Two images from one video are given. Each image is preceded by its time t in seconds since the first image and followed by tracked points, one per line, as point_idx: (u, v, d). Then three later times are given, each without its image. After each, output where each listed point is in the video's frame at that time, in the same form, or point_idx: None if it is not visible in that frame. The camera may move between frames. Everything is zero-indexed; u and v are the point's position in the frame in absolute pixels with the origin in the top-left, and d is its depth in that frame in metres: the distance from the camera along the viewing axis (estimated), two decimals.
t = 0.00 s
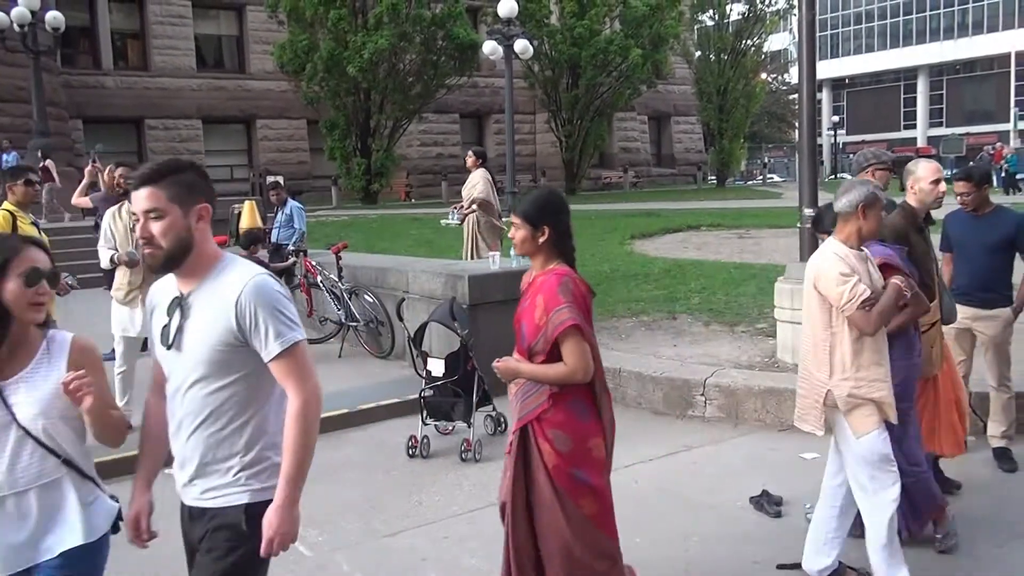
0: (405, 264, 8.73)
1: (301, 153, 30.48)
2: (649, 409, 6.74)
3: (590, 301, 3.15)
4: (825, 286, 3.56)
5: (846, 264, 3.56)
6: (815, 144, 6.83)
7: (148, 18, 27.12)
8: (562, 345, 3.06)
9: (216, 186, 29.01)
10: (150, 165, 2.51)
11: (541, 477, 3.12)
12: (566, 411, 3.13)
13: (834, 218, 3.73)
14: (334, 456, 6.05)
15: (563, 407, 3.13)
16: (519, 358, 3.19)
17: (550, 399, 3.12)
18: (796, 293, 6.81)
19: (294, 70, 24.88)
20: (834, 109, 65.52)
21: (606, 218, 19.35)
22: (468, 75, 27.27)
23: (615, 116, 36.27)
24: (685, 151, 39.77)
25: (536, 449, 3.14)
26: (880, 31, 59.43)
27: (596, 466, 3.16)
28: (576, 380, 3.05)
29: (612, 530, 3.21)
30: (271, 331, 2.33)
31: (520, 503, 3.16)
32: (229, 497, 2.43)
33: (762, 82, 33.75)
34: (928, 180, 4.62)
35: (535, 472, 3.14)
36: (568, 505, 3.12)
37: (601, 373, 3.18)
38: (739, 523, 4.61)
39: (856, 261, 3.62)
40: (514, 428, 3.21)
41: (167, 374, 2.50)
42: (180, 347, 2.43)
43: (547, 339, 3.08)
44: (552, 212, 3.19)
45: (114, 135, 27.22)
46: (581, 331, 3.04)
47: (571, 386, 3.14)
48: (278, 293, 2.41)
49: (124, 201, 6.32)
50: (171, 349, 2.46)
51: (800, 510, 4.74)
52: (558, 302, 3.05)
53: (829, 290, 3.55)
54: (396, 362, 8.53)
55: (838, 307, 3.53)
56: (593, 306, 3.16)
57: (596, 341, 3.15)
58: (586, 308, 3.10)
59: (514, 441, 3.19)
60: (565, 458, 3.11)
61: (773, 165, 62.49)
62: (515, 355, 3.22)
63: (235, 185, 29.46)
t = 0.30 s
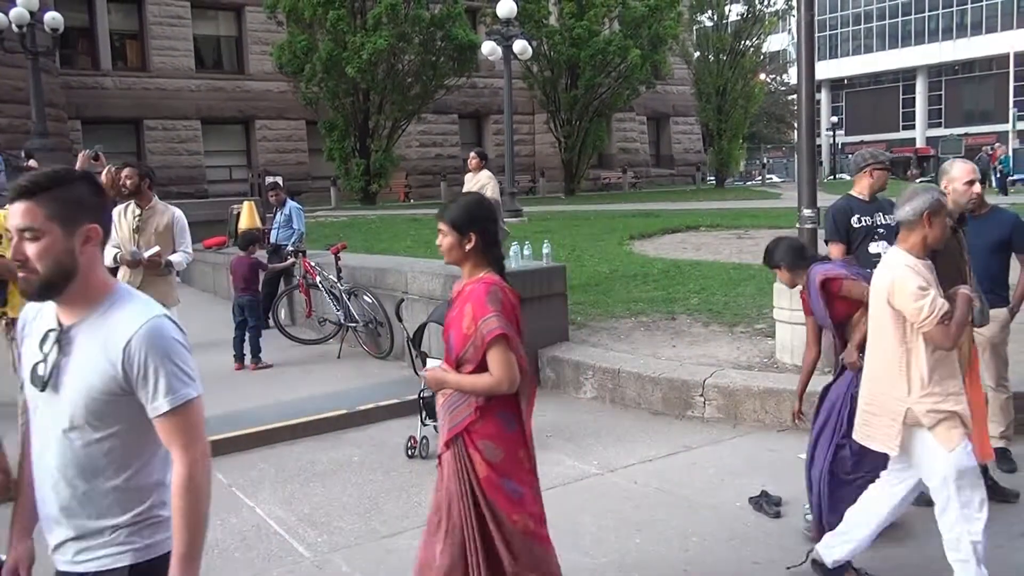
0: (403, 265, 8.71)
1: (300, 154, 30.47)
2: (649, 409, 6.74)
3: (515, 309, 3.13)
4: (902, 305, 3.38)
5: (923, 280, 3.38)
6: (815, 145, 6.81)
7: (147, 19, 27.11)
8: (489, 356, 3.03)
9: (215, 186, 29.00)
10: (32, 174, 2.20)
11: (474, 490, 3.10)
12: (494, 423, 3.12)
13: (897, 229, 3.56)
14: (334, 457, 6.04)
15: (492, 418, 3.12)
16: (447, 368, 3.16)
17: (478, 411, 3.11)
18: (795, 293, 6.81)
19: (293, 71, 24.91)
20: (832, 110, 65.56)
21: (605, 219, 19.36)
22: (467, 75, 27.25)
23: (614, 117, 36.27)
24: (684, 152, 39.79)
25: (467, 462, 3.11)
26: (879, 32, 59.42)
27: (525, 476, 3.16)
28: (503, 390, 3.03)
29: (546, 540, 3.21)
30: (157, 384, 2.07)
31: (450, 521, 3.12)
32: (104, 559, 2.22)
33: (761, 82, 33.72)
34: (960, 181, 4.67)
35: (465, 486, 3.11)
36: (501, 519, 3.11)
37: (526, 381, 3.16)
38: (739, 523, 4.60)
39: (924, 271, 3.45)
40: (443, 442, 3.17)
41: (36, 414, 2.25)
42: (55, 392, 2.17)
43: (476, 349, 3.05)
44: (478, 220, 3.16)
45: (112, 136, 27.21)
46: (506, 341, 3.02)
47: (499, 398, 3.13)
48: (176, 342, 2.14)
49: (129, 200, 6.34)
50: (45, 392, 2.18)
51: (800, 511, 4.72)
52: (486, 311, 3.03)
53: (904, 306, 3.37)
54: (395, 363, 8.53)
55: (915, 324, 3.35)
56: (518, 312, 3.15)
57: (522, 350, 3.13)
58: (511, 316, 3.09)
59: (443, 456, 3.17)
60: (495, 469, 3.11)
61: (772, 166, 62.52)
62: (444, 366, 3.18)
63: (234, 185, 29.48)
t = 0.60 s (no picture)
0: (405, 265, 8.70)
1: (301, 154, 30.47)
2: (650, 410, 6.74)
3: (442, 305, 3.10)
4: (991, 294, 3.36)
5: (1014, 273, 3.38)
6: (815, 145, 6.81)
7: (148, 20, 27.14)
8: (415, 353, 2.97)
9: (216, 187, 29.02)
10: None
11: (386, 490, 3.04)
12: (413, 423, 3.06)
13: (972, 218, 3.55)
14: (336, 457, 6.05)
15: (413, 417, 3.06)
16: (372, 365, 3.09)
17: (402, 408, 3.05)
18: (796, 293, 6.80)
19: (294, 72, 24.90)
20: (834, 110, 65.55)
21: (606, 219, 19.37)
22: (467, 75, 27.22)
23: (615, 117, 36.27)
24: (685, 152, 39.79)
25: (381, 462, 3.04)
26: (880, 32, 59.38)
27: (434, 483, 3.10)
28: (431, 387, 2.97)
29: (448, 547, 3.16)
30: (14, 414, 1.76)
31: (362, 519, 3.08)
32: None
33: (762, 82, 33.69)
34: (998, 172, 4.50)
35: (376, 485, 3.05)
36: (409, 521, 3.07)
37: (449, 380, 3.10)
38: (740, 524, 4.60)
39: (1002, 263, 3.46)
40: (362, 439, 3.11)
41: None
42: None
43: (401, 346, 2.99)
44: (407, 214, 3.14)
45: (114, 136, 27.21)
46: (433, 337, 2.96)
47: (422, 397, 3.07)
48: (45, 363, 1.81)
49: (130, 200, 6.34)
50: None
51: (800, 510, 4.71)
52: (413, 307, 2.98)
53: (992, 295, 3.36)
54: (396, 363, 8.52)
55: (1003, 315, 3.33)
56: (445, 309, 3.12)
57: (448, 347, 3.09)
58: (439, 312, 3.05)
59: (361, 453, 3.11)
60: (405, 472, 3.04)
61: (773, 166, 62.49)
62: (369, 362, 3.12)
63: (235, 186, 29.51)
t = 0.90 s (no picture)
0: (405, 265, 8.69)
1: (301, 154, 30.47)
2: (651, 410, 6.74)
3: (371, 313, 3.03)
4: None
5: None
6: (815, 145, 6.81)
7: (148, 20, 27.15)
8: (341, 362, 2.93)
9: (216, 187, 29.05)
10: None
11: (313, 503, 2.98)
12: (341, 432, 2.99)
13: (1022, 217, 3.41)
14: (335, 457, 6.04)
15: (339, 427, 3.00)
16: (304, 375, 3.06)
17: (328, 418, 2.99)
18: (797, 294, 6.79)
19: (295, 72, 24.91)
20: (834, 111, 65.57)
21: (606, 219, 19.37)
22: (468, 76, 27.22)
23: (615, 117, 36.28)
24: (686, 152, 39.79)
25: (311, 472, 3.00)
26: (880, 32, 59.38)
27: (366, 496, 3.01)
28: (353, 398, 2.91)
29: (393, 559, 3.09)
30: None
31: (296, 528, 3.03)
32: None
33: (762, 83, 33.72)
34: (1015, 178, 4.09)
35: (306, 496, 3.00)
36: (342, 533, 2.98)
37: (383, 392, 3.03)
38: (741, 524, 4.60)
39: None
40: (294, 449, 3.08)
41: None
42: None
43: (327, 355, 2.95)
44: (339, 221, 3.08)
45: (113, 136, 27.20)
46: (355, 347, 2.91)
47: (351, 406, 3.01)
48: None
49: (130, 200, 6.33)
50: None
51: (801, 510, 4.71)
52: (337, 315, 2.93)
53: None
54: (396, 363, 8.53)
55: None
56: (377, 317, 3.05)
57: (377, 356, 3.02)
58: (366, 320, 3.00)
59: (296, 460, 3.06)
60: (334, 485, 2.98)
61: (773, 167, 62.48)
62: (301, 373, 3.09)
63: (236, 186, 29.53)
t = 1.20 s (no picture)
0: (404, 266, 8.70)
1: (300, 155, 30.46)
2: (650, 410, 6.74)
3: (285, 317, 3.06)
4: None
5: None
6: (814, 146, 6.81)
7: (147, 21, 27.15)
8: (252, 368, 2.98)
9: (216, 187, 29.05)
10: None
11: (233, 505, 3.07)
12: (258, 437, 3.05)
13: None
14: (334, 457, 6.04)
15: (256, 433, 3.05)
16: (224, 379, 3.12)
17: (242, 425, 3.06)
18: (796, 293, 6.79)
19: (294, 72, 24.93)
20: (833, 110, 65.62)
21: (605, 219, 19.39)
22: (466, 76, 27.21)
23: (615, 117, 36.29)
24: (685, 152, 39.82)
25: (232, 475, 3.08)
26: (880, 33, 59.43)
27: (288, 499, 3.09)
28: (263, 406, 2.96)
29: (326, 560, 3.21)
30: None
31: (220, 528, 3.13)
32: None
33: (762, 83, 33.73)
34: (1002, 183, 4.23)
35: (228, 500, 3.08)
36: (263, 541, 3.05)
37: (301, 398, 3.07)
38: (739, 523, 4.60)
39: None
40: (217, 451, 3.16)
41: None
42: None
43: (240, 360, 3.00)
44: (257, 224, 3.11)
45: (112, 136, 27.20)
46: (266, 354, 2.95)
47: (268, 411, 3.06)
48: None
49: (129, 200, 6.33)
50: None
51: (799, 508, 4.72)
52: (248, 320, 2.96)
53: None
54: (395, 363, 8.54)
55: None
56: (295, 321, 3.10)
57: (291, 360, 3.06)
58: (283, 325, 3.03)
59: (214, 466, 3.14)
60: (254, 488, 3.05)
61: (772, 166, 62.49)
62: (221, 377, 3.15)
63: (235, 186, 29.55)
